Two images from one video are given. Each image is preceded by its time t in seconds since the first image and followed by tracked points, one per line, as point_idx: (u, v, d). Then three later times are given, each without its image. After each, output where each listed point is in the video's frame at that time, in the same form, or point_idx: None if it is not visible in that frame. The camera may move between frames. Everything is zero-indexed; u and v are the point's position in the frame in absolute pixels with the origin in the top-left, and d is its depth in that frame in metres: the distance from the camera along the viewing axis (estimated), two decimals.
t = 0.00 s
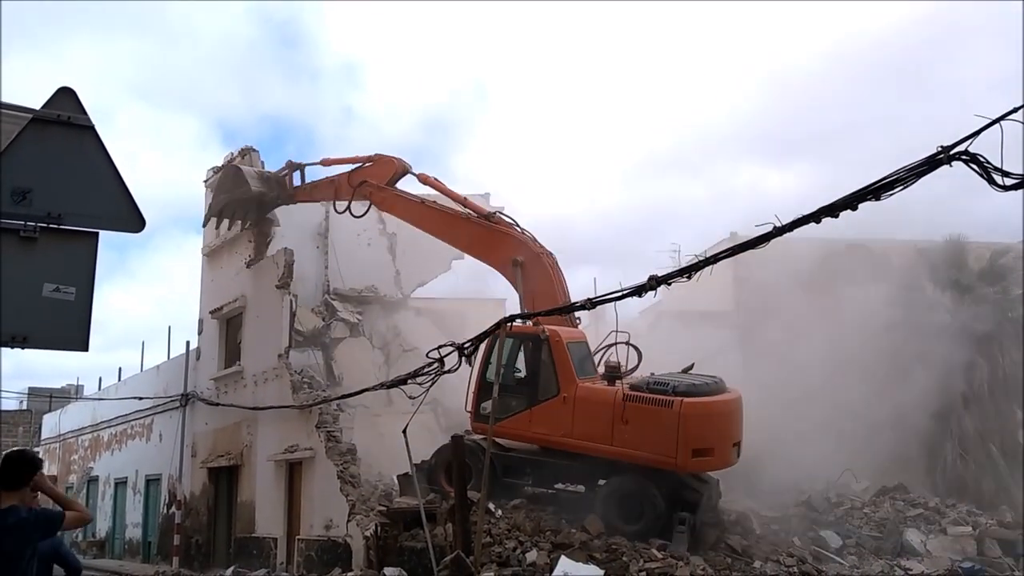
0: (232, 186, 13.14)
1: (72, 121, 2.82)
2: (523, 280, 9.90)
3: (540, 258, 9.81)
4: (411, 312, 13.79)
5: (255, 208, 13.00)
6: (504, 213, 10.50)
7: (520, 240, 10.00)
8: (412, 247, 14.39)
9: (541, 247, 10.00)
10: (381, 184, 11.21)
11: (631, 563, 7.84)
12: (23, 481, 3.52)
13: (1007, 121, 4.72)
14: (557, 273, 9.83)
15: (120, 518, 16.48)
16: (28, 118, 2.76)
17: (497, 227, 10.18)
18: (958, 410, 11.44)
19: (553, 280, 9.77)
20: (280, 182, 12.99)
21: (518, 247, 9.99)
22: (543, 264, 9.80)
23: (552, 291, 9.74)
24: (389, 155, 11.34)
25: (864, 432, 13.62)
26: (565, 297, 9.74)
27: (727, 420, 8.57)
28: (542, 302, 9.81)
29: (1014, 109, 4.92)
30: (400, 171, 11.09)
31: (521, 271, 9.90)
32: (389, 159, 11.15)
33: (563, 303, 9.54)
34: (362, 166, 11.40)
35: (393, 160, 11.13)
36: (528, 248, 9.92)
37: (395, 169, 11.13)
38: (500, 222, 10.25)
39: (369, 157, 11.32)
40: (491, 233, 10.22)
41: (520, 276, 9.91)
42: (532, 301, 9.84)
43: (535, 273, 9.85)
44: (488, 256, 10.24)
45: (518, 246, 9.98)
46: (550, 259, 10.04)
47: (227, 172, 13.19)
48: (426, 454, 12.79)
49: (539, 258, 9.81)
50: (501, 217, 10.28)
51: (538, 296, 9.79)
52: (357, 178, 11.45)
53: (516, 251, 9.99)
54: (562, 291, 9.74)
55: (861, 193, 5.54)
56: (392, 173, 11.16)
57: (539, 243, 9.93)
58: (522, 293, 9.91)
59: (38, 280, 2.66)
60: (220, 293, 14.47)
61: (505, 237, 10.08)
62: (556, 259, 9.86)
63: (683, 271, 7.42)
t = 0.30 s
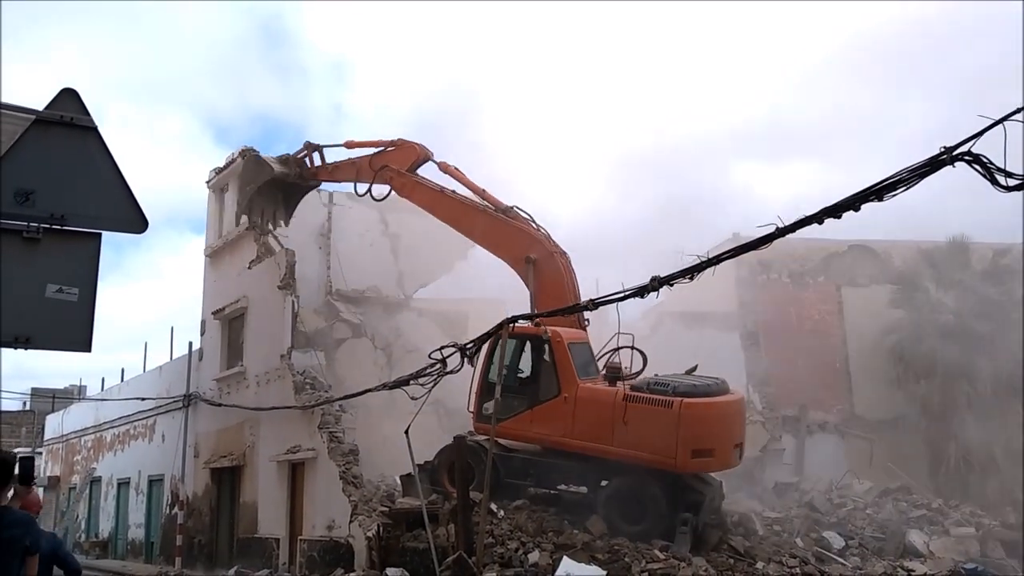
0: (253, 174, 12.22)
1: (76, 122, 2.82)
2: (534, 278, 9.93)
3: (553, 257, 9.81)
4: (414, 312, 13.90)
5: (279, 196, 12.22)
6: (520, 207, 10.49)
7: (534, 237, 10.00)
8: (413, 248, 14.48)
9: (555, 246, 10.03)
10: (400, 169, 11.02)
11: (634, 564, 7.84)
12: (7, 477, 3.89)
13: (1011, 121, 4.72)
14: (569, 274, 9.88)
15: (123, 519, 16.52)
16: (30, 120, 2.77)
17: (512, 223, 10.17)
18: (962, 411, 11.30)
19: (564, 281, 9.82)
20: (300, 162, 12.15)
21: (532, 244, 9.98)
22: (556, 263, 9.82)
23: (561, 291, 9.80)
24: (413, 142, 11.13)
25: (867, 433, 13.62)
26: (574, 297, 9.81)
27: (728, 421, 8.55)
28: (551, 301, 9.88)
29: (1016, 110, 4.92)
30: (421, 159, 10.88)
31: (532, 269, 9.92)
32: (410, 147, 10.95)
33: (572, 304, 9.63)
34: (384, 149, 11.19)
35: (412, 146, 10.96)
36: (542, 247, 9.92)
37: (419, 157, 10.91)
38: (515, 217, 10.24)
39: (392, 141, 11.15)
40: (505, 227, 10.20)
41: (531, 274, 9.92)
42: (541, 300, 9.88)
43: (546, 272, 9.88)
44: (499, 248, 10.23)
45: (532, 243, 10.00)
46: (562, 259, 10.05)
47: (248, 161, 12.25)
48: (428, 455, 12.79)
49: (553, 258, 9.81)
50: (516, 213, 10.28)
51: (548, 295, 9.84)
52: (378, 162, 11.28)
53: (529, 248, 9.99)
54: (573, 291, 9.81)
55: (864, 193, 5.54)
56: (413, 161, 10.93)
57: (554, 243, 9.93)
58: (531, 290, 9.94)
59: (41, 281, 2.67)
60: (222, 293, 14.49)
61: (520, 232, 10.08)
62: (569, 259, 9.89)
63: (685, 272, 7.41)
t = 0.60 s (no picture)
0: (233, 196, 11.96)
1: (72, 115, 2.82)
2: (510, 287, 9.94)
3: (523, 263, 9.87)
4: (411, 308, 13.87)
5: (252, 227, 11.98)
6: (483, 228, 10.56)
7: (501, 250, 10.04)
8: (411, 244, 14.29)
9: (524, 253, 10.06)
10: (369, 220, 11.05)
11: (629, 560, 7.85)
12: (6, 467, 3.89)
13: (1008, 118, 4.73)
14: (542, 276, 9.90)
15: (119, 513, 16.50)
16: (27, 113, 2.78)
17: (477, 240, 10.22)
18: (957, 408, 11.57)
19: (538, 283, 9.84)
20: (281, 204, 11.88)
21: (500, 256, 10.03)
22: (526, 270, 9.85)
23: (538, 294, 9.80)
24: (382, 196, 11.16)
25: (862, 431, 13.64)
26: (551, 298, 9.81)
27: (720, 420, 8.53)
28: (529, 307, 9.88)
29: (1013, 108, 4.93)
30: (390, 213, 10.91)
31: (507, 279, 9.94)
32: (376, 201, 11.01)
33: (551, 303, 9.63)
34: (355, 204, 11.18)
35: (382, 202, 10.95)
36: (510, 255, 9.98)
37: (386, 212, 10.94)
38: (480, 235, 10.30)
39: (362, 195, 11.15)
40: (471, 246, 10.25)
41: (506, 283, 9.94)
42: (520, 307, 9.88)
43: (519, 280, 9.90)
44: (471, 270, 10.26)
45: (501, 255, 10.03)
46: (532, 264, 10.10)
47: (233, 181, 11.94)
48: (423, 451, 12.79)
49: (523, 263, 9.88)
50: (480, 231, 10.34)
51: (525, 302, 9.85)
52: (345, 215, 11.22)
53: (499, 261, 10.03)
54: (549, 292, 9.82)
55: (861, 190, 5.54)
56: (381, 213, 10.96)
57: (521, 250, 10.00)
58: (509, 300, 9.94)
59: (38, 275, 2.66)
60: (218, 288, 14.46)
61: (486, 249, 10.13)
62: (540, 262, 9.92)
63: (681, 269, 7.41)
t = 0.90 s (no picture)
0: (236, 192, 11.94)
1: (73, 114, 2.83)
2: (511, 286, 9.94)
3: (524, 261, 9.84)
4: (411, 306, 13.93)
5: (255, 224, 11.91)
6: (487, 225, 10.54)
7: (503, 248, 10.03)
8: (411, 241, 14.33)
9: (526, 252, 10.05)
10: (370, 217, 11.05)
11: (630, 558, 7.86)
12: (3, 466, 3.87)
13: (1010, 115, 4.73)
14: (544, 274, 9.88)
15: (120, 511, 16.53)
16: (27, 111, 2.78)
17: (479, 239, 10.22)
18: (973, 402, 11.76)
19: (539, 281, 9.83)
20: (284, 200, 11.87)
21: (501, 255, 10.02)
22: (527, 268, 9.84)
23: (539, 292, 9.78)
24: (384, 192, 11.14)
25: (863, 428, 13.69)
26: (552, 296, 9.79)
27: (720, 418, 8.53)
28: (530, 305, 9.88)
29: (1015, 106, 4.94)
30: (392, 211, 10.90)
31: (508, 277, 9.93)
32: (377, 198, 11.00)
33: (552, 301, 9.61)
34: (356, 201, 11.17)
35: (382, 199, 10.94)
36: (511, 253, 9.96)
37: (387, 209, 10.93)
38: (482, 233, 10.28)
39: (363, 193, 11.14)
40: (474, 244, 10.25)
41: (507, 282, 9.94)
42: (521, 305, 9.87)
43: (520, 278, 9.89)
44: (473, 269, 10.25)
45: (503, 254, 10.02)
46: (534, 262, 10.06)
47: (235, 178, 11.92)
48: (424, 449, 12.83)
49: (523, 261, 9.85)
50: (483, 229, 10.33)
51: (526, 300, 9.83)
52: (347, 213, 11.23)
53: (501, 259, 10.02)
54: (550, 290, 9.81)
55: (862, 189, 5.54)
56: (382, 210, 10.95)
57: (522, 247, 9.96)
58: (511, 298, 9.94)
59: (39, 273, 2.66)
60: (220, 286, 14.48)
61: (488, 247, 10.12)
62: (541, 260, 9.90)
63: (683, 267, 7.40)
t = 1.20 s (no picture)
0: (237, 192, 11.94)
1: (74, 115, 2.83)
2: (511, 287, 9.93)
3: (524, 261, 9.84)
4: (412, 307, 13.94)
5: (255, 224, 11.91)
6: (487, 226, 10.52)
7: (503, 249, 10.02)
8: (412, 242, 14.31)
9: (527, 253, 10.04)
10: (371, 218, 11.04)
11: (631, 559, 7.85)
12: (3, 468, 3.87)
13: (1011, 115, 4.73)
14: (544, 275, 9.87)
15: (120, 512, 16.53)
16: (27, 112, 2.78)
17: (480, 239, 10.21)
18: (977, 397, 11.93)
19: (540, 282, 9.83)
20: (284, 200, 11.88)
21: (502, 255, 10.02)
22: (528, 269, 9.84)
23: (540, 293, 9.78)
24: (384, 193, 11.13)
25: (864, 428, 13.68)
26: (553, 296, 9.79)
27: (720, 419, 8.52)
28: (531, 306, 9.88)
29: (1015, 106, 4.94)
30: (392, 211, 10.90)
31: (508, 278, 9.93)
32: (377, 198, 10.99)
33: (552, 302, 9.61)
34: (356, 201, 11.17)
35: (382, 200, 10.94)
36: (512, 254, 9.95)
37: (387, 209, 10.92)
38: (483, 234, 10.28)
39: (363, 193, 11.13)
40: (474, 245, 10.24)
41: (508, 282, 9.94)
42: (522, 305, 9.86)
43: (521, 279, 9.89)
44: (474, 270, 10.25)
45: (503, 255, 10.02)
46: (534, 262, 10.06)
47: (235, 178, 11.92)
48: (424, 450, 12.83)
49: (524, 261, 9.85)
50: (483, 229, 10.32)
51: (526, 300, 9.83)
52: (348, 213, 11.23)
53: (501, 260, 10.02)
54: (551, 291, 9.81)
55: (863, 189, 5.53)
56: (382, 210, 10.94)
57: (522, 248, 9.96)
58: (511, 298, 9.94)
59: (39, 273, 2.65)
60: (220, 287, 14.48)
61: (489, 248, 10.11)
62: (542, 261, 9.90)
63: (683, 268, 7.39)
